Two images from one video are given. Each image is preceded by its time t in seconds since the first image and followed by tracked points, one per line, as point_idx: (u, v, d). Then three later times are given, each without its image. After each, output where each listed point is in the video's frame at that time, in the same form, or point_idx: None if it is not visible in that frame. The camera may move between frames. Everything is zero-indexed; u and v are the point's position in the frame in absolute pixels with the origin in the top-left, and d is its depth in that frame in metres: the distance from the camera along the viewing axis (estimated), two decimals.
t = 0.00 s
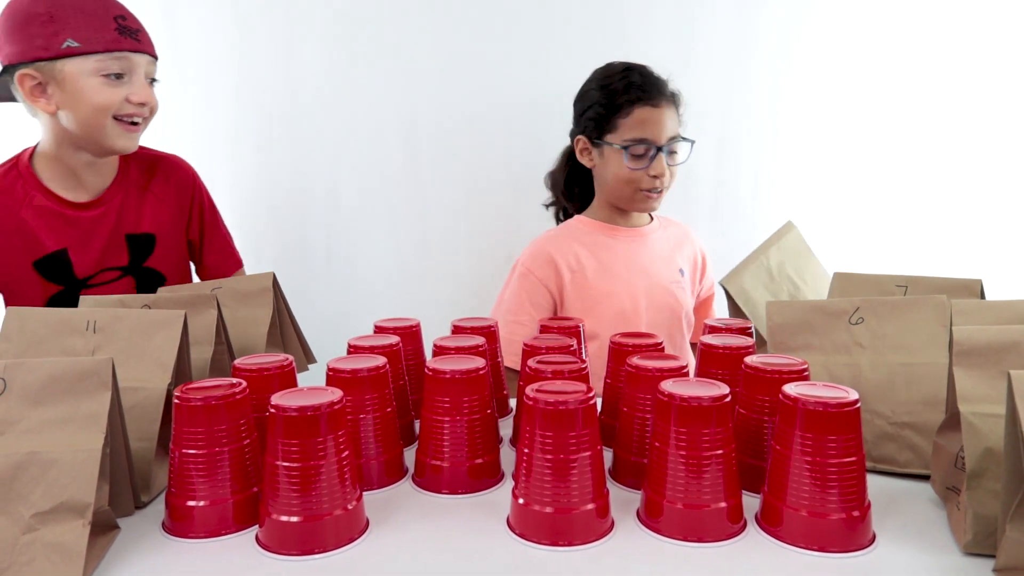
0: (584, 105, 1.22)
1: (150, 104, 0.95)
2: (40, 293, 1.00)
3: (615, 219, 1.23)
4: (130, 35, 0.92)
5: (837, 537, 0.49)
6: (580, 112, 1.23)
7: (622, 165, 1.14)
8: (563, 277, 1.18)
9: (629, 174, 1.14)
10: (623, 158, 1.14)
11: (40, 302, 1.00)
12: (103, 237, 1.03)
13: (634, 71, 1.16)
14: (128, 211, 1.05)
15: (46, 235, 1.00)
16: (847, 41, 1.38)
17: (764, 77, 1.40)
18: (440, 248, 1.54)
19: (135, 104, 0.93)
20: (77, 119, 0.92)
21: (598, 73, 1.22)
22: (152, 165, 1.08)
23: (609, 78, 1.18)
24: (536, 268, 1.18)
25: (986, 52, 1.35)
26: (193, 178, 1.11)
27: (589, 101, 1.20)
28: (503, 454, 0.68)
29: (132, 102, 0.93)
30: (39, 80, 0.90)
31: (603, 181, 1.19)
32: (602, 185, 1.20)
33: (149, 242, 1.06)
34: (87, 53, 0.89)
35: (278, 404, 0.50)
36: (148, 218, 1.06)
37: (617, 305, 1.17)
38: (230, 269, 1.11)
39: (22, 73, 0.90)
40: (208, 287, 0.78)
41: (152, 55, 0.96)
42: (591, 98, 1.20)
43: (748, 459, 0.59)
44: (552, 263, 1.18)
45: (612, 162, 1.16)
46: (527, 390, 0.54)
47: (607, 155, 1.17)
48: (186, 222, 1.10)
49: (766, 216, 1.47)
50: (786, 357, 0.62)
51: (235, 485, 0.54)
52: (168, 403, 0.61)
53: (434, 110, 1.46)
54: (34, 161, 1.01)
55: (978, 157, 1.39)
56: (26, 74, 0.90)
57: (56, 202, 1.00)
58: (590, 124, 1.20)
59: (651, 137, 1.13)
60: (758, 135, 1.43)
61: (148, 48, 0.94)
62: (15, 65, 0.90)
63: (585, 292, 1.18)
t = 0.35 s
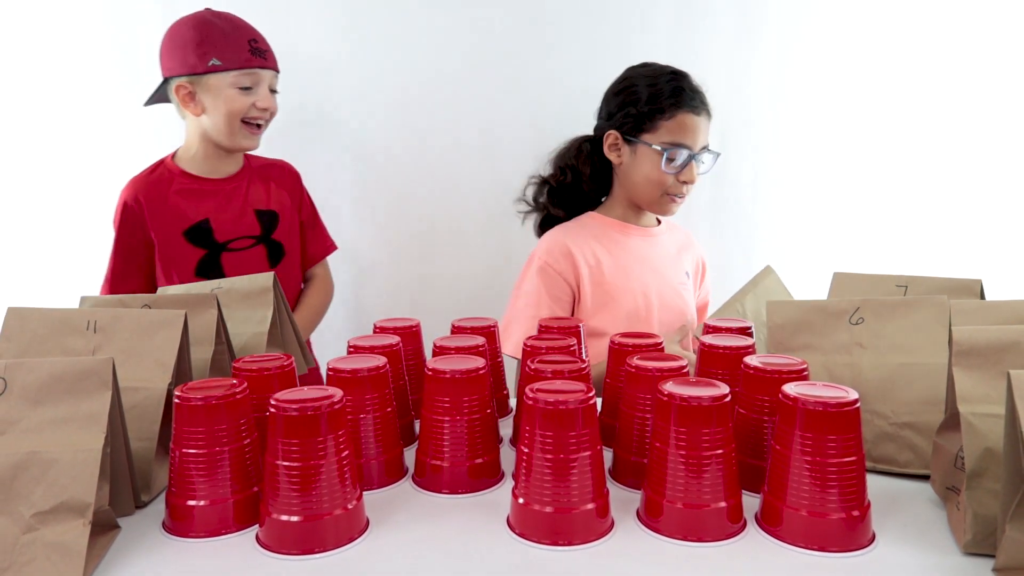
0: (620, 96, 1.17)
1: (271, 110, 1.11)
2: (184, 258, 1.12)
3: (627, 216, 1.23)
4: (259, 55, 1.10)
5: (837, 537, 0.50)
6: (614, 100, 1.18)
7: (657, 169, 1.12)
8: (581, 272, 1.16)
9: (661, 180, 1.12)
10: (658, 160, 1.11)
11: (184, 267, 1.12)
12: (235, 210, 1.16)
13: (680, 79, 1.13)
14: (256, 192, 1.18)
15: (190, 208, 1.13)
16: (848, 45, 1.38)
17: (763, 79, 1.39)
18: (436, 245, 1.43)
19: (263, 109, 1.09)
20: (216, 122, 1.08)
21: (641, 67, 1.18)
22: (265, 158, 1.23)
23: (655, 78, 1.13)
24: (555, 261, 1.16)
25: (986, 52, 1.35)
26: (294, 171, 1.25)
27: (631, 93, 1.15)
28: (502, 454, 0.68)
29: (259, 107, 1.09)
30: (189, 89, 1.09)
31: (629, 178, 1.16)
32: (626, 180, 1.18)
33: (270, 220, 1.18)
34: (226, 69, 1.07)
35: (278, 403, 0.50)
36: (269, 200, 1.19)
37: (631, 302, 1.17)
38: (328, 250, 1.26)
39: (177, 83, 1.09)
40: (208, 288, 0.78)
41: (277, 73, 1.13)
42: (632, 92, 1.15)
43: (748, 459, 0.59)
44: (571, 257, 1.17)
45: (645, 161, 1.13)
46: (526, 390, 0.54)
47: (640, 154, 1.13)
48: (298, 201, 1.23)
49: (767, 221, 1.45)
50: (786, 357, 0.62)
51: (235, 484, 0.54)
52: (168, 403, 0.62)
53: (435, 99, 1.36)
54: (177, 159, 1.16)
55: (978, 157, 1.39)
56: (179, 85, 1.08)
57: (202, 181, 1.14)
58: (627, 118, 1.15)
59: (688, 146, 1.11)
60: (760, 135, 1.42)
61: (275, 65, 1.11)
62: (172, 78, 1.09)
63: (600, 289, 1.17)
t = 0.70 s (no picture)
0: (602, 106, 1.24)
1: (322, 100, 1.23)
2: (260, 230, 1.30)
3: (645, 214, 1.22)
4: (314, 47, 1.22)
5: (837, 537, 0.49)
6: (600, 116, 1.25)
7: (633, 144, 1.16)
8: (594, 273, 1.17)
9: (643, 153, 1.15)
10: (631, 137, 1.16)
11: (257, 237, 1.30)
12: (304, 194, 1.32)
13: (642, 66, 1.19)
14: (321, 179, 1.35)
15: (267, 187, 1.30)
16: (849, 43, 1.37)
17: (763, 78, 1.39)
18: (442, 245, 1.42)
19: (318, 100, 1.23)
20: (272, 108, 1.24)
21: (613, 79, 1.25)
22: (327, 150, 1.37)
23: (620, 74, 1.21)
24: (568, 261, 1.17)
25: (987, 52, 1.35)
26: (349, 163, 1.37)
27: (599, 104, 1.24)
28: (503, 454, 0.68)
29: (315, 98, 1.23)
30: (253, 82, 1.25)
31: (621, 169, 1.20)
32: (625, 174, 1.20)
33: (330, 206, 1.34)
34: (281, 59, 1.20)
35: (278, 403, 0.50)
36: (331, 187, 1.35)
37: (645, 305, 1.17)
38: (374, 240, 1.40)
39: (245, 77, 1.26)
40: (208, 288, 0.78)
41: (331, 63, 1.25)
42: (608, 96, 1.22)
43: (748, 459, 0.59)
44: (586, 259, 1.17)
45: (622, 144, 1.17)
46: (527, 390, 0.54)
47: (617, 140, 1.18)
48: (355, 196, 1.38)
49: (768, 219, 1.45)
50: (786, 357, 0.62)
51: (235, 484, 0.54)
52: (168, 403, 0.62)
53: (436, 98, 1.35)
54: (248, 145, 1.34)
55: (979, 157, 1.39)
56: (246, 77, 1.25)
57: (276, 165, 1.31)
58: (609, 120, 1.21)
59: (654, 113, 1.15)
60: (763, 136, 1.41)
61: (326, 58, 1.23)
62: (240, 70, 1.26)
63: (613, 291, 1.17)
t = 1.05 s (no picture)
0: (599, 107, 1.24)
1: (329, 93, 1.18)
2: (271, 242, 1.21)
3: (643, 215, 1.22)
4: (312, 39, 1.17)
5: (837, 537, 0.49)
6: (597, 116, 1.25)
7: (627, 146, 1.15)
8: (596, 275, 1.16)
9: (637, 154, 1.14)
10: (626, 138, 1.16)
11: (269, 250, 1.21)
12: (310, 196, 1.25)
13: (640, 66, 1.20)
14: (324, 178, 1.29)
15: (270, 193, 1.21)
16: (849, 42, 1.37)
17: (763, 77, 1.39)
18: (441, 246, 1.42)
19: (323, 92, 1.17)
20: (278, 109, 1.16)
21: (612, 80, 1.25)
22: (322, 148, 1.33)
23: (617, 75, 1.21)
24: (570, 263, 1.16)
25: (987, 52, 1.35)
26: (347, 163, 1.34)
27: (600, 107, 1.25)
28: (502, 454, 0.68)
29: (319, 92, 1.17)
30: (248, 82, 1.17)
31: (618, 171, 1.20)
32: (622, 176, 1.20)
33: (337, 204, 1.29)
34: (284, 56, 1.14)
35: (278, 403, 0.50)
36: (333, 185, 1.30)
37: (647, 305, 1.17)
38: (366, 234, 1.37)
39: (237, 78, 1.17)
40: (208, 288, 0.78)
41: (328, 54, 1.20)
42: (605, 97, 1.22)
43: (748, 459, 0.59)
44: (588, 259, 1.17)
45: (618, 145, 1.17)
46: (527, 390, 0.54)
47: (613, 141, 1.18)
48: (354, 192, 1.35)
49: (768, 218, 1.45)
50: (786, 357, 0.62)
51: (235, 484, 0.54)
52: (168, 403, 0.62)
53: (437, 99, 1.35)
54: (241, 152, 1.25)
55: (979, 157, 1.39)
56: (239, 78, 1.16)
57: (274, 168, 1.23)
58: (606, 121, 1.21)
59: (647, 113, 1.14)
60: (763, 136, 1.41)
61: (325, 48, 1.18)
62: (230, 73, 1.17)
63: (615, 291, 1.17)
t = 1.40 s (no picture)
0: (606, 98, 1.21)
1: (411, 96, 1.14)
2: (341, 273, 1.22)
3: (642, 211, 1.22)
4: (389, 42, 1.12)
5: (837, 537, 0.49)
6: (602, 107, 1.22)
7: (639, 146, 1.14)
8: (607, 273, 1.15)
9: (649, 155, 1.14)
10: (638, 138, 1.14)
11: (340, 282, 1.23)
12: (385, 225, 1.24)
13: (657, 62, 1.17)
14: (404, 202, 1.26)
15: (344, 225, 1.21)
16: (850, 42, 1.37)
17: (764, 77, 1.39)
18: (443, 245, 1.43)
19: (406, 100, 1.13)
20: (360, 118, 1.12)
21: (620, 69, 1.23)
22: (411, 162, 1.28)
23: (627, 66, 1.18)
24: (582, 262, 1.14)
25: (988, 55, 1.35)
26: (436, 179, 1.29)
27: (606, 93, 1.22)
28: (502, 454, 0.68)
29: (403, 101, 1.13)
30: (331, 96, 1.12)
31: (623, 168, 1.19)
32: (626, 173, 1.19)
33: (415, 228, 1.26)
34: (364, 61, 1.09)
35: (278, 403, 0.50)
36: (414, 208, 1.26)
37: (653, 303, 1.17)
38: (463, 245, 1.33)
39: (317, 93, 1.13)
40: (208, 288, 0.79)
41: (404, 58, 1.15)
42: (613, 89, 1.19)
43: (747, 459, 0.59)
44: (598, 253, 1.15)
45: (629, 144, 1.16)
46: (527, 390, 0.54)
47: (623, 138, 1.17)
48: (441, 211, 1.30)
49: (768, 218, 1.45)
50: (786, 357, 0.62)
51: (235, 484, 0.54)
52: (168, 403, 0.62)
53: (438, 99, 1.35)
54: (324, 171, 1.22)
55: (979, 157, 1.39)
56: (323, 93, 1.12)
57: (353, 197, 1.22)
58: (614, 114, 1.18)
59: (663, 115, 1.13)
60: (764, 137, 1.42)
61: (401, 50, 1.14)
62: (313, 91, 1.13)
63: (628, 285, 1.16)
